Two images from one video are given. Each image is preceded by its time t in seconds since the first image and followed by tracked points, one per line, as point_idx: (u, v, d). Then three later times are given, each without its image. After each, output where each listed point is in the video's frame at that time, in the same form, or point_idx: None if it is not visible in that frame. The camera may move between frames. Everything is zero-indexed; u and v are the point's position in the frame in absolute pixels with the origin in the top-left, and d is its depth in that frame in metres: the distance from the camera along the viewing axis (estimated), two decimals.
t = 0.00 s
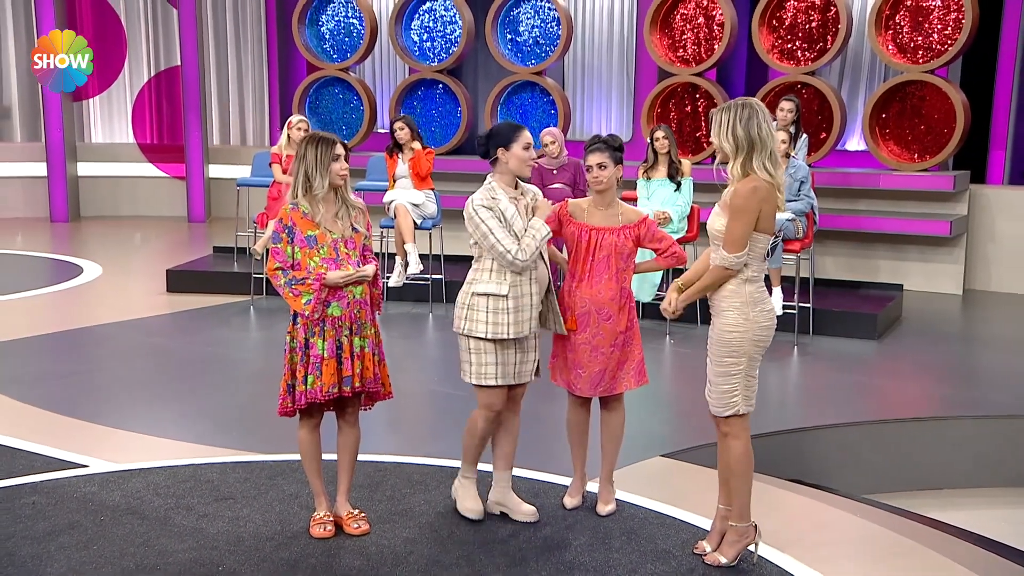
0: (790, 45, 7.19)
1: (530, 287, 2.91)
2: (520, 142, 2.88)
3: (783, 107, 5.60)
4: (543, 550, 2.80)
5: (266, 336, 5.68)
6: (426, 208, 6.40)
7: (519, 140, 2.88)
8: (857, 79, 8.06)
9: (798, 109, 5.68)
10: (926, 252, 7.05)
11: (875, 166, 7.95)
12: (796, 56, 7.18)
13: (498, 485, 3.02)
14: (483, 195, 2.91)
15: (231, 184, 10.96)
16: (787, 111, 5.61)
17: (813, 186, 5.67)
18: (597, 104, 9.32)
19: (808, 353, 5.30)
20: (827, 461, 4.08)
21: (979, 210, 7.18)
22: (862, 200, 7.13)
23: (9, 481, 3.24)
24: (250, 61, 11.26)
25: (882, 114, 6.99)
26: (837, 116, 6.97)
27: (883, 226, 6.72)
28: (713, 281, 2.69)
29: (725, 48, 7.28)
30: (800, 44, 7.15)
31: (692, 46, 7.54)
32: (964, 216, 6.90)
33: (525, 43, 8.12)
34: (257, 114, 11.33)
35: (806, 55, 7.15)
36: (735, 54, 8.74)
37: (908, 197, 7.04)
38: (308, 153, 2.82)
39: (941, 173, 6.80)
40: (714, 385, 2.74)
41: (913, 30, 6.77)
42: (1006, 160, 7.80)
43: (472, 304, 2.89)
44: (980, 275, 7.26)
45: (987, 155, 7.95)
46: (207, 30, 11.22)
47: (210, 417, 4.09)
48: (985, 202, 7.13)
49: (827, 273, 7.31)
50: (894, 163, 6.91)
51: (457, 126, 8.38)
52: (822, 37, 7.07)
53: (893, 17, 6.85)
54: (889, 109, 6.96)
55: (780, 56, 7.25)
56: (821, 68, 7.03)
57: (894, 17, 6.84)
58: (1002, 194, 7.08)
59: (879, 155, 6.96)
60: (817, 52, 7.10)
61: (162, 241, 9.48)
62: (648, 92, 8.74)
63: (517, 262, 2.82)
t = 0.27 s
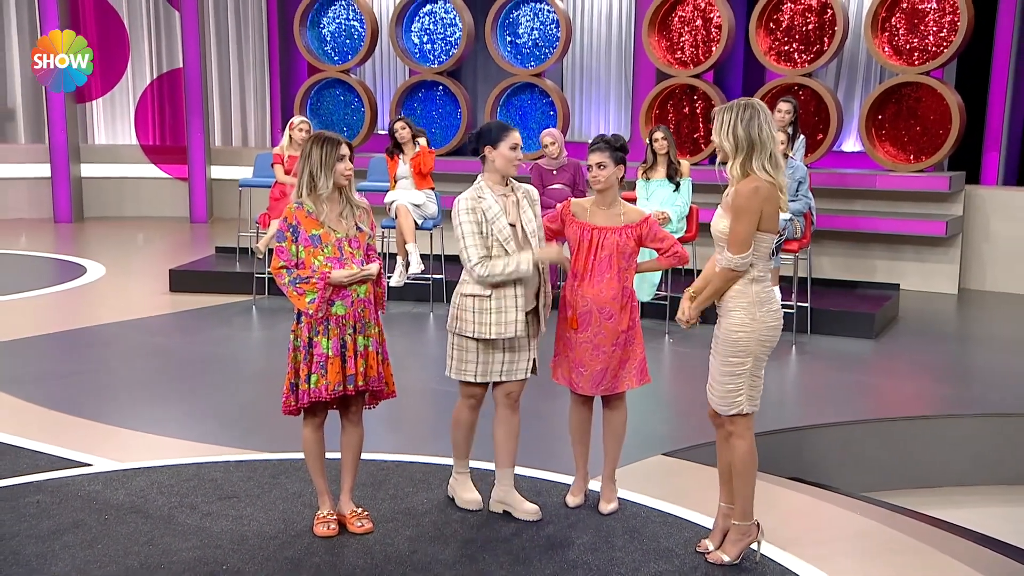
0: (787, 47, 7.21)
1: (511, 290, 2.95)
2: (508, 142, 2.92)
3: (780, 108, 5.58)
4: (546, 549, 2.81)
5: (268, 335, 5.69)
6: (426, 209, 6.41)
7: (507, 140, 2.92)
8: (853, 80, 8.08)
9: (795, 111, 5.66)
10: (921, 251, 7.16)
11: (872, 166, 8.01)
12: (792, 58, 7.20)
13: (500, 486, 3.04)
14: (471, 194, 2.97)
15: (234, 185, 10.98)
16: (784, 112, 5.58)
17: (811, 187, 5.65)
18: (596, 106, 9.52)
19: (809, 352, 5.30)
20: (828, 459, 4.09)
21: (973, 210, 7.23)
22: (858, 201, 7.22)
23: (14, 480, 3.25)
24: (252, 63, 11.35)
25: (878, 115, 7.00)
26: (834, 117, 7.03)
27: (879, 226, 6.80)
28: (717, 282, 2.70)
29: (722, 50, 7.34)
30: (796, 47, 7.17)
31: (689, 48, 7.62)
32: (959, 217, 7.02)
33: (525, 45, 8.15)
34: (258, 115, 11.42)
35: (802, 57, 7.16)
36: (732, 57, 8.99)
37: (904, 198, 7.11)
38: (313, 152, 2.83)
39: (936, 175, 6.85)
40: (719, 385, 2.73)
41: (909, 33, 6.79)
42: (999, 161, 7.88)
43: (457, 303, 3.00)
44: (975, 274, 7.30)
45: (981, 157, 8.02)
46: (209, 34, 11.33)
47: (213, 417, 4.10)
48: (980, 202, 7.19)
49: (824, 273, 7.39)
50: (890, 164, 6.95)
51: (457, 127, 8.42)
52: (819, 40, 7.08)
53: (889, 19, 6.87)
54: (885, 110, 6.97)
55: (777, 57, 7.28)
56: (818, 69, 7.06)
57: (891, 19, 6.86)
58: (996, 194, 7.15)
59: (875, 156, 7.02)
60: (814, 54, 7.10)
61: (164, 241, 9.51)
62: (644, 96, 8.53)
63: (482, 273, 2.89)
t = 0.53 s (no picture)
0: (782, 50, 7.30)
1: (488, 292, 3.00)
2: (498, 142, 2.99)
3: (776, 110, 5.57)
4: (550, 547, 2.81)
5: (271, 334, 5.72)
6: (427, 210, 6.41)
7: (497, 140, 2.98)
8: (847, 84, 8.18)
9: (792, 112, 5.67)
10: (916, 251, 7.23)
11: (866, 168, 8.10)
12: (787, 61, 7.29)
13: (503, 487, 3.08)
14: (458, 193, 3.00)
15: (236, 187, 11.16)
16: (781, 113, 5.58)
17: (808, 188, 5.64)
18: (593, 108, 9.79)
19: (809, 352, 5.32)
20: (828, 456, 4.11)
21: (967, 210, 7.34)
22: (853, 202, 7.28)
23: (20, 479, 3.26)
24: (255, 69, 11.69)
25: (873, 118, 7.12)
26: (829, 118, 7.08)
27: (872, 226, 6.90)
28: (726, 282, 2.69)
29: (718, 53, 7.45)
30: (792, 50, 7.26)
31: (687, 51, 7.69)
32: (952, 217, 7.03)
33: (523, 47, 8.28)
34: (260, 117, 11.77)
35: (798, 60, 7.25)
36: (728, 61, 9.03)
37: (899, 198, 7.14)
38: (320, 152, 2.84)
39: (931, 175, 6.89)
40: (726, 383, 2.74)
41: (903, 36, 6.91)
42: (991, 162, 7.93)
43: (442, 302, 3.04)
44: (968, 275, 7.41)
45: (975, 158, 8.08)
46: (213, 39, 11.63)
47: (217, 415, 4.12)
48: (974, 203, 7.29)
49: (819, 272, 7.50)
50: (885, 166, 7.03)
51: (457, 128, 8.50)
52: (814, 43, 7.18)
53: (884, 22, 6.98)
54: (879, 113, 7.08)
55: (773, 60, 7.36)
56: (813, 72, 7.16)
57: (885, 22, 6.97)
58: (989, 194, 7.24)
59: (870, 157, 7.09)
60: (809, 57, 7.20)
61: (168, 242, 9.57)
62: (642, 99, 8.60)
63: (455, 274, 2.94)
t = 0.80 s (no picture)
0: (775, 52, 7.34)
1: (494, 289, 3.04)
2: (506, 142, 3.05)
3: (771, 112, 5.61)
4: (550, 546, 2.82)
5: (270, 334, 5.74)
6: (425, 210, 6.41)
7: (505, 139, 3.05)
8: (840, 86, 8.31)
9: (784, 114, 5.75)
10: (907, 251, 7.40)
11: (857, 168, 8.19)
12: (779, 63, 7.33)
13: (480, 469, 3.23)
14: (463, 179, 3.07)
15: (235, 188, 11.28)
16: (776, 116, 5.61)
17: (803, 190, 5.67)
18: (588, 110, 9.86)
19: (806, 351, 5.34)
20: (825, 454, 4.13)
21: (958, 211, 7.50)
22: (845, 203, 7.40)
23: (21, 478, 3.26)
24: (253, 73, 11.86)
25: (865, 119, 7.15)
26: (822, 120, 7.16)
27: (864, 226, 7.01)
28: (734, 280, 2.67)
29: (712, 56, 7.48)
30: (785, 53, 7.30)
31: (681, 54, 7.74)
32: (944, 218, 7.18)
33: (519, 50, 8.33)
34: (258, 120, 11.97)
35: (791, 61, 7.28)
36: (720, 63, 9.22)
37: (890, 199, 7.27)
38: (323, 152, 2.84)
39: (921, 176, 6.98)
40: (728, 381, 2.74)
41: (895, 39, 6.93)
42: (981, 163, 8.04)
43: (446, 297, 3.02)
44: (959, 274, 7.59)
45: (965, 159, 8.19)
46: (212, 44, 11.83)
47: (217, 414, 4.14)
48: (964, 203, 7.45)
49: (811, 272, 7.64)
50: (876, 167, 7.10)
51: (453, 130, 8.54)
52: (806, 45, 7.21)
53: (875, 25, 7.01)
54: (871, 114, 7.11)
55: (766, 63, 7.41)
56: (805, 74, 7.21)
57: (877, 25, 7.00)
58: (978, 195, 7.40)
59: (862, 159, 7.16)
60: (801, 59, 7.23)
61: (167, 242, 9.60)
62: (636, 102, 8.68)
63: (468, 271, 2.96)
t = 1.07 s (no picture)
0: (765, 55, 7.40)
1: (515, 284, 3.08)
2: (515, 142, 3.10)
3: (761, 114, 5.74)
4: (547, 545, 2.82)
5: (266, 334, 5.74)
6: (420, 210, 6.42)
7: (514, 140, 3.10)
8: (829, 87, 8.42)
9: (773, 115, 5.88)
10: (896, 250, 7.48)
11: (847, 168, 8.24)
12: (769, 65, 7.40)
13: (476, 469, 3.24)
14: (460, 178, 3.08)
15: (230, 189, 11.39)
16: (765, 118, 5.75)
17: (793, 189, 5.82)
18: (580, 113, 9.88)
19: (800, 351, 5.35)
20: (819, 453, 4.15)
21: (945, 211, 7.66)
22: (835, 203, 7.47)
23: (18, 478, 3.26)
24: (247, 76, 11.85)
25: (854, 121, 7.20)
26: (811, 122, 7.21)
27: (854, 227, 7.06)
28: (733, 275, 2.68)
29: (704, 57, 7.53)
30: (775, 55, 7.37)
31: (672, 56, 7.79)
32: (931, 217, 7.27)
33: (512, 52, 8.37)
34: (253, 123, 11.99)
35: (781, 63, 7.35)
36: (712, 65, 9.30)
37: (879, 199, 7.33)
38: (322, 152, 2.84)
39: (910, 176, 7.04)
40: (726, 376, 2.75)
41: (884, 41, 6.98)
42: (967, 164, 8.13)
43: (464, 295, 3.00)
44: (947, 273, 7.76)
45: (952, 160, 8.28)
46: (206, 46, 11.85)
47: (214, 413, 4.14)
48: (951, 204, 7.61)
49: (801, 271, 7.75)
50: (866, 168, 7.14)
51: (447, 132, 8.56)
52: (796, 48, 7.27)
53: (864, 27, 7.06)
54: (860, 116, 7.17)
55: (756, 65, 7.47)
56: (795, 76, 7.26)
57: (866, 28, 7.05)
58: (966, 195, 7.56)
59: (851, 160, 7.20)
60: (791, 61, 7.29)
61: (163, 242, 9.63)
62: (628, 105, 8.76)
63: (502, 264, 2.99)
